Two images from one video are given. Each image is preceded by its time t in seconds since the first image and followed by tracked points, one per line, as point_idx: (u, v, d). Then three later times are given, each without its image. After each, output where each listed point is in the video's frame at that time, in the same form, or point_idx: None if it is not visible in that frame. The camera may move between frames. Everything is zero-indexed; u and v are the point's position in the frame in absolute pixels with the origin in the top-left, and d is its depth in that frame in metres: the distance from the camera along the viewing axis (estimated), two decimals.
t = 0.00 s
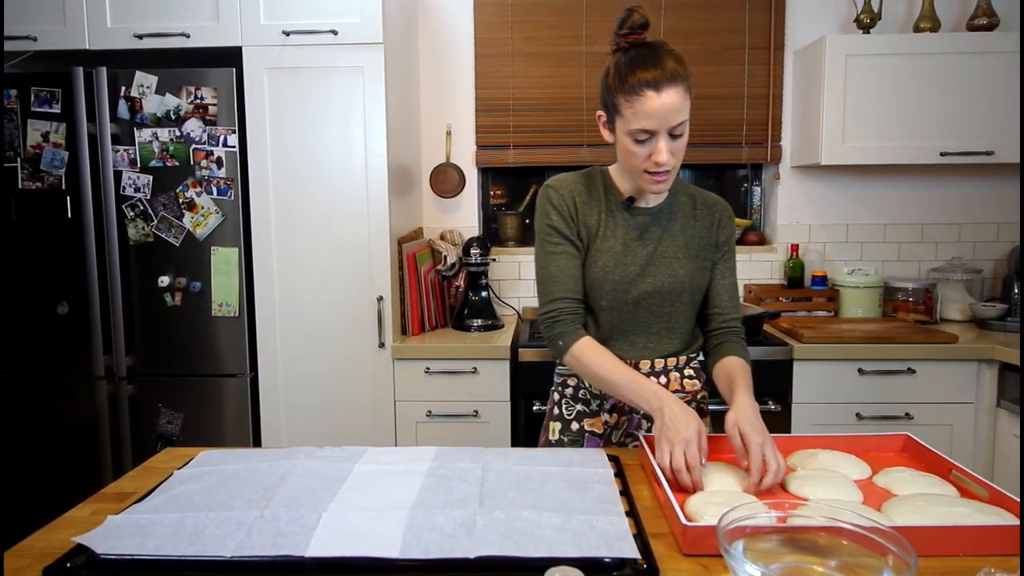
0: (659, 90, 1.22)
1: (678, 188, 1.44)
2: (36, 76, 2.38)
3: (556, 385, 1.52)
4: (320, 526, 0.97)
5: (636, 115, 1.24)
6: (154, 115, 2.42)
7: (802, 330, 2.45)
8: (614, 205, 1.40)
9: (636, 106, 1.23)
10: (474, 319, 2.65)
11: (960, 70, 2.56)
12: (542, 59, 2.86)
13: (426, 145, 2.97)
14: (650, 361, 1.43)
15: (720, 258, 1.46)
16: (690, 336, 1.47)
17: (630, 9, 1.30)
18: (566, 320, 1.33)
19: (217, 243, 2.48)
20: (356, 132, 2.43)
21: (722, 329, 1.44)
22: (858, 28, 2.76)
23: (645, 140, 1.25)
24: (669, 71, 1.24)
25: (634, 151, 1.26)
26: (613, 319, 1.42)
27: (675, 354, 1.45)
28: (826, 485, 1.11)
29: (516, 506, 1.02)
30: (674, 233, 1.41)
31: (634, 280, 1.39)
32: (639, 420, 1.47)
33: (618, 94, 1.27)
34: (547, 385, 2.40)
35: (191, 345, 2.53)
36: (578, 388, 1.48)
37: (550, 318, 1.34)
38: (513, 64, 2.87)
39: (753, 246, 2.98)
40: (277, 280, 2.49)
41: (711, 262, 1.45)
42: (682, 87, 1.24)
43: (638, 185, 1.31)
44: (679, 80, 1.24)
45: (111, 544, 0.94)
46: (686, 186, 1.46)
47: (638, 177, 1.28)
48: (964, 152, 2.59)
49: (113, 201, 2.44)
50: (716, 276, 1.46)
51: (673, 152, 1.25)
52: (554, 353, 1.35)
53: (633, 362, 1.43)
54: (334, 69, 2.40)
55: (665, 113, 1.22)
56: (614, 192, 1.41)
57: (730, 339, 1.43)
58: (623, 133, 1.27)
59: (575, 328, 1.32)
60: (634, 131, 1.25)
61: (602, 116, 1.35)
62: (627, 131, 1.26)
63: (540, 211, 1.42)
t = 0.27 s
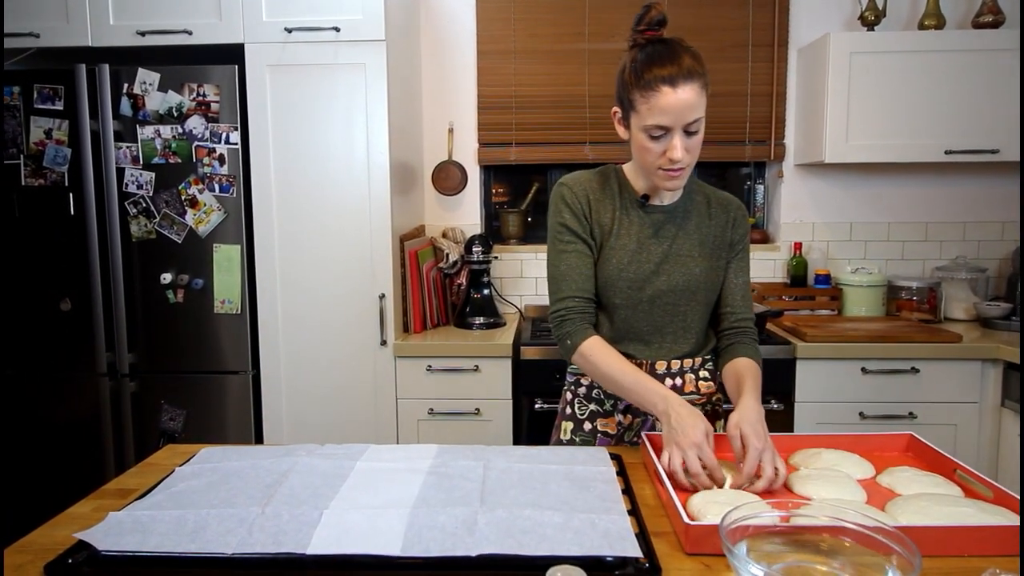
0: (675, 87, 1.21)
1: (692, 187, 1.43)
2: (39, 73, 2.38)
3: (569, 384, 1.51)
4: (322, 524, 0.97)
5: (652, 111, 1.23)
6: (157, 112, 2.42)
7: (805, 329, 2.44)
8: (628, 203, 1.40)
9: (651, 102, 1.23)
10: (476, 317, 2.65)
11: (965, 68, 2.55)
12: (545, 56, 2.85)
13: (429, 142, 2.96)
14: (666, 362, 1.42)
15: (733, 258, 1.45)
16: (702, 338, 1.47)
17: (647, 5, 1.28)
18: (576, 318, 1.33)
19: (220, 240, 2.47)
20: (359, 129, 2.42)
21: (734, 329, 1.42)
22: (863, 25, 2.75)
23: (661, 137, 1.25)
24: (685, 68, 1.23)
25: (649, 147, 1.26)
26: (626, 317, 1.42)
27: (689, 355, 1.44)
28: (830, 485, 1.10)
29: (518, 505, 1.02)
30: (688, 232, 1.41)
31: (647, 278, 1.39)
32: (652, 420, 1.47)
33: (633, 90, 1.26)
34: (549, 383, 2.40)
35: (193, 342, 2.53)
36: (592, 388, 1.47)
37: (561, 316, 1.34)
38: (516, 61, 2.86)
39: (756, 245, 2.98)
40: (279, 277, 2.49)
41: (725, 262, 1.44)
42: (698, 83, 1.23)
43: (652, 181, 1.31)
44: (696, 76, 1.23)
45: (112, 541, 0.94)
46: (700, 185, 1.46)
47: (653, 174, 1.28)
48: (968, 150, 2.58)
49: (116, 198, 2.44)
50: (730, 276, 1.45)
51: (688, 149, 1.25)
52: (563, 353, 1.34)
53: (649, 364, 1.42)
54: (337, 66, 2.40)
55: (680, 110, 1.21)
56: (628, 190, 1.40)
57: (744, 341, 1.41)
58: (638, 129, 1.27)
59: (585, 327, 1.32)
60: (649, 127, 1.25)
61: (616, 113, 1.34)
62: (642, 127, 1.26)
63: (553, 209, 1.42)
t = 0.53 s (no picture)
0: (689, 86, 1.21)
1: (702, 186, 1.42)
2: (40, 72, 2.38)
3: (573, 383, 1.51)
4: (322, 524, 0.97)
5: (665, 110, 1.23)
6: (158, 112, 2.42)
7: (807, 328, 2.44)
8: (637, 202, 1.39)
9: (664, 100, 1.23)
10: (477, 316, 2.64)
11: (968, 66, 2.54)
12: (547, 55, 2.85)
13: (430, 141, 2.96)
14: (670, 363, 1.42)
15: (742, 260, 1.45)
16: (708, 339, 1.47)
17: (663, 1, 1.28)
18: (576, 315, 1.32)
19: (221, 240, 2.47)
20: (360, 128, 2.42)
21: (742, 330, 1.43)
22: (865, 24, 2.74)
23: (673, 135, 1.24)
24: (700, 66, 1.22)
25: (661, 146, 1.26)
26: (632, 317, 1.41)
27: (693, 356, 1.44)
28: (831, 485, 1.10)
29: (518, 505, 1.02)
30: (696, 232, 1.40)
31: (654, 278, 1.38)
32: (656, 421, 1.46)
33: (647, 88, 1.26)
34: (549, 382, 2.39)
35: (194, 341, 2.53)
36: (595, 388, 1.47)
37: (562, 313, 1.32)
38: (517, 60, 2.86)
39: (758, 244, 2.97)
40: (280, 276, 2.49)
41: (733, 263, 1.44)
42: (713, 82, 1.23)
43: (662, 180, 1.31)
44: (711, 76, 1.22)
45: (112, 541, 0.94)
46: (710, 185, 1.45)
47: (663, 173, 1.28)
48: (971, 149, 2.57)
49: (117, 197, 2.44)
50: (738, 278, 1.45)
51: (700, 148, 1.24)
52: (561, 349, 1.32)
53: (654, 364, 1.42)
54: (338, 65, 2.40)
55: (694, 109, 1.21)
56: (637, 189, 1.40)
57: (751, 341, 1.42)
58: (650, 127, 1.27)
59: (584, 326, 1.30)
60: (661, 126, 1.24)
61: (629, 110, 1.34)
62: (655, 126, 1.25)
63: (560, 205, 1.42)
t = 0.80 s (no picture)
0: (692, 86, 1.21)
1: (706, 185, 1.42)
2: (39, 69, 2.38)
3: (574, 382, 1.51)
4: (321, 522, 0.96)
5: (667, 109, 1.22)
6: (157, 109, 2.41)
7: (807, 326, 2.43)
8: (641, 200, 1.39)
9: (667, 99, 1.22)
10: (477, 314, 2.64)
11: (970, 64, 2.54)
12: (547, 52, 2.84)
13: (430, 139, 2.95)
14: (671, 362, 1.42)
15: (745, 260, 1.45)
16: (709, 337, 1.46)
17: None
18: (574, 307, 1.27)
19: (220, 237, 2.47)
20: (359, 126, 2.42)
21: (744, 329, 1.43)
22: (866, 21, 2.73)
23: (675, 135, 1.24)
24: (704, 66, 1.22)
25: (663, 145, 1.26)
26: (635, 314, 1.41)
27: (694, 355, 1.44)
28: (830, 483, 1.10)
29: (518, 503, 1.02)
30: (700, 231, 1.40)
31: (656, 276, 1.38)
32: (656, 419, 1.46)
33: (649, 87, 1.25)
34: (549, 380, 2.39)
35: (194, 339, 2.52)
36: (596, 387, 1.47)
37: (560, 302, 1.28)
38: (517, 57, 2.85)
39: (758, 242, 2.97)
40: (280, 274, 2.49)
41: (736, 263, 1.44)
42: (716, 83, 1.22)
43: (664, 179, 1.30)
44: (714, 76, 1.22)
45: (110, 539, 0.93)
46: (713, 185, 1.45)
47: (665, 172, 1.28)
48: (972, 147, 2.57)
49: (116, 195, 2.44)
50: (741, 277, 1.45)
51: (702, 148, 1.24)
52: (556, 343, 1.27)
53: (655, 363, 1.42)
54: (337, 63, 2.39)
55: (696, 109, 1.20)
56: (641, 186, 1.39)
57: (753, 340, 1.41)
58: (653, 125, 1.26)
59: (581, 319, 1.25)
60: (664, 125, 1.24)
61: (632, 108, 1.34)
62: (657, 125, 1.25)
63: (564, 199, 1.40)
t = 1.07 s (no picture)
0: (691, 84, 1.20)
1: (708, 184, 1.42)
2: (38, 70, 2.37)
3: (574, 383, 1.50)
4: (321, 524, 0.96)
5: (666, 108, 1.22)
6: (156, 109, 2.41)
7: (808, 325, 2.43)
8: (643, 199, 1.38)
9: (666, 99, 1.21)
10: (477, 314, 2.64)
11: (971, 62, 2.53)
12: (547, 51, 2.84)
13: (430, 138, 2.95)
14: (672, 364, 1.42)
15: (748, 259, 1.44)
16: (709, 338, 1.46)
17: None
18: (576, 307, 1.26)
19: (220, 238, 2.47)
20: (359, 126, 2.41)
21: (747, 329, 1.42)
22: (866, 20, 2.73)
23: (675, 134, 1.23)
24: (703, 64, 1.21)
25: (664, 144, 1.25)
26: (637, 314, 1.40)
27: (695, 356, 1.44)
28: (833, 484, 1.09)
29: (518, 505, 1.01)
30: (703, 231, 1.39)
31: (659, 276, 1.37)
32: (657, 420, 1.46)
33: (649, 85, 1.25)
34: (549, 380, 2.39)
35: (194, 340, 2.52)
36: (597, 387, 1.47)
37: (561, 303, 1.27)
38: (517, 57, 2.85)
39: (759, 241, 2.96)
40: (280, 275, 2.48)
41: (739, 262, 1.43)
42: (715, 81, 1.21)
43: (665, 178, 1.30)
44: (713, 74, 1.21)
45: (109, 542, 0.93)
46: (715, 184, 1.44)
47: (666, 171, 1.27)
48: (973, 146, 2.56)
49: (115, 196, 2.43)
50: (743, 277, 1.45)
51: (703, 147, 1.24)
52: (557, 342, 1.26)
53: (655, 364, 1.42)
54: (337, 63, 2.39)
55: (696, 107, 1.20)
56: (643, 186, 1.39)
57: (755, 339, 1.41)
58: (653, 124, 1.26)
59: (583, 320, 1.24)
60: (664, 124, 1.23)
61: (633, 107, 1.33)
62: (657, 124, 1.25)
63: (565, 200, 1.40)
